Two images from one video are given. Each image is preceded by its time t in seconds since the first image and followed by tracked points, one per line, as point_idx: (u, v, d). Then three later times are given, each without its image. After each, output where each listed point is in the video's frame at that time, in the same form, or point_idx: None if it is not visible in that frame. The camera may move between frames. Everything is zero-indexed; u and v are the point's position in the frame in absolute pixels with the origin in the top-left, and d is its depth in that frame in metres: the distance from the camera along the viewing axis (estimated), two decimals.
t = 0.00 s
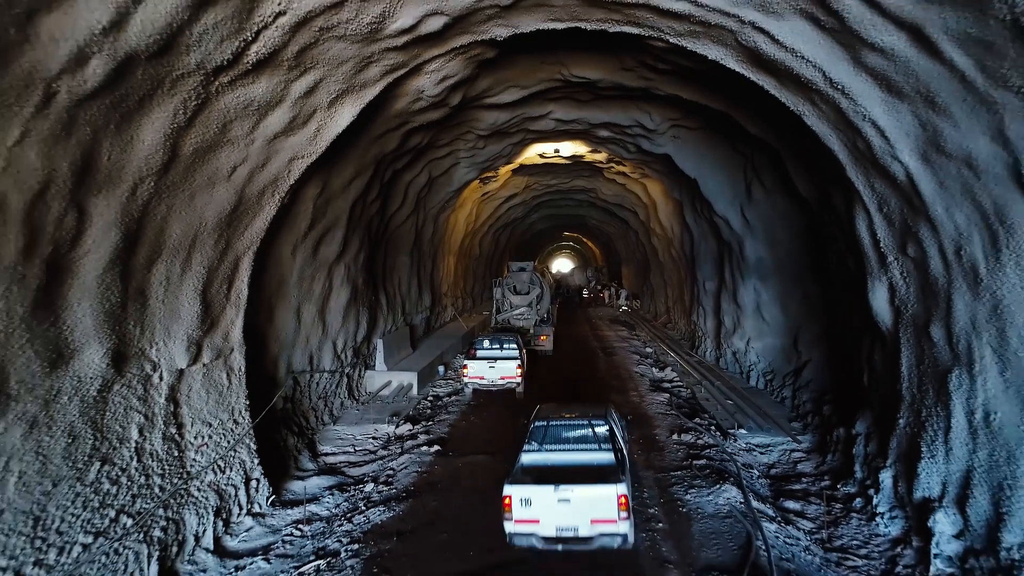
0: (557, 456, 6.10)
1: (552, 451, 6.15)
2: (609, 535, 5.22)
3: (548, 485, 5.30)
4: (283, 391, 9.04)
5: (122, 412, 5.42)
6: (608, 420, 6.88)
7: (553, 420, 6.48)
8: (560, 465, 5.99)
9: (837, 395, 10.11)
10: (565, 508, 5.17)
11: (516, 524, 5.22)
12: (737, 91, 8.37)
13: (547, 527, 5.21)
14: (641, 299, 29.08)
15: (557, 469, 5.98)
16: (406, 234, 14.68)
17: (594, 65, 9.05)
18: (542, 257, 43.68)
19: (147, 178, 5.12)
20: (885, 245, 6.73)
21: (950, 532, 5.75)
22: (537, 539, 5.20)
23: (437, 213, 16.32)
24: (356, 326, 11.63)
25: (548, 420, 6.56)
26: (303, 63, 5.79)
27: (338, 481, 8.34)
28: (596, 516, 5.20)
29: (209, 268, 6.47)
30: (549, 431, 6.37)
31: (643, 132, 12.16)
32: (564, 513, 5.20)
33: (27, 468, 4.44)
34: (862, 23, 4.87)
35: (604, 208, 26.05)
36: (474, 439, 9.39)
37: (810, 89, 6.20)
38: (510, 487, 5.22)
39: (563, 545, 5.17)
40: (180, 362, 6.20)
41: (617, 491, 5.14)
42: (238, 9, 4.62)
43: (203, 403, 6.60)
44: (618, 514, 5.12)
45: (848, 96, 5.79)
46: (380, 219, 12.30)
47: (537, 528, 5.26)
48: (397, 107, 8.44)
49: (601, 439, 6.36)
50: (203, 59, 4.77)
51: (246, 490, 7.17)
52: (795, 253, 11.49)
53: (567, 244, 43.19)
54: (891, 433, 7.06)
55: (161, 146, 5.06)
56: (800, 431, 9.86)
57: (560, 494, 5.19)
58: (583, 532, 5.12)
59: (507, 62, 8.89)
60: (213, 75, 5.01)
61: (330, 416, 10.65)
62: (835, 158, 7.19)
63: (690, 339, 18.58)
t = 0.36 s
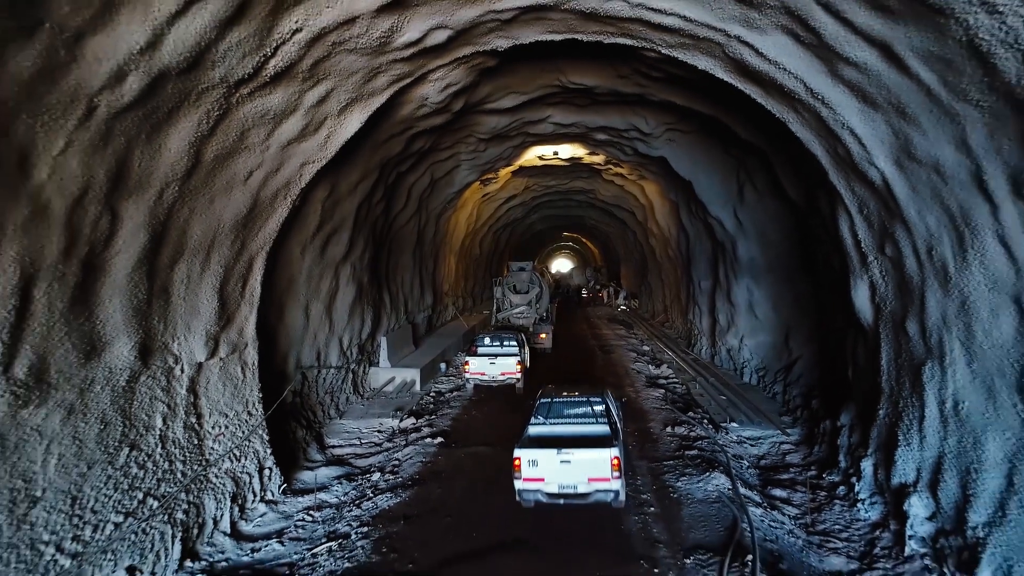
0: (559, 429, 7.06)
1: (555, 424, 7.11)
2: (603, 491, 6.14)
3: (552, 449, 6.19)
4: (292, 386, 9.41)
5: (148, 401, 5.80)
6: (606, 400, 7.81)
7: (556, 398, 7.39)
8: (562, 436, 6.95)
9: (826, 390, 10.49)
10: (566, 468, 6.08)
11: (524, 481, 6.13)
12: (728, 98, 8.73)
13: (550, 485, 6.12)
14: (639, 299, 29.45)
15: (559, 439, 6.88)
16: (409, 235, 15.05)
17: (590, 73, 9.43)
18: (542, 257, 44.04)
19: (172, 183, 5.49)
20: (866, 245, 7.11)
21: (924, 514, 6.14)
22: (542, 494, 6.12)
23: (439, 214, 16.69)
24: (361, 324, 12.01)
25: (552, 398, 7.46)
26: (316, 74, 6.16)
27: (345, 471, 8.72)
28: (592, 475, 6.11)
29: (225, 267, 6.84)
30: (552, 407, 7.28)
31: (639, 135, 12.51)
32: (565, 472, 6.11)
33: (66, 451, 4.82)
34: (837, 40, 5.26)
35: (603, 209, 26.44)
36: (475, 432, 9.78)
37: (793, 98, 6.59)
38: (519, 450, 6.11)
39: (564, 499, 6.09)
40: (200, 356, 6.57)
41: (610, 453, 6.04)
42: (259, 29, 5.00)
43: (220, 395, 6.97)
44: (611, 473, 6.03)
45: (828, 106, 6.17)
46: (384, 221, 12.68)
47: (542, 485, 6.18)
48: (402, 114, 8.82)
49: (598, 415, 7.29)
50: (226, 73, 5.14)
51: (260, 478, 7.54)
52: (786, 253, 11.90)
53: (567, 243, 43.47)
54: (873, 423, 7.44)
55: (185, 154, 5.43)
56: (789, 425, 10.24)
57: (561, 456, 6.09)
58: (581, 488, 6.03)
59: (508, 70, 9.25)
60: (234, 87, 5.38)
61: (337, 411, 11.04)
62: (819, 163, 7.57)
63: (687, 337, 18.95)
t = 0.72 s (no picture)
0: (560, 408, 7.70)
1: (556, 404, 7.77)
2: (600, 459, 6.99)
3: (555, 423, 7.02)
4: (301, 380, 9.79)
5: (171, 392, 6.18)
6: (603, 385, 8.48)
7: (558, 381, 8.09)
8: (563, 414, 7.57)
9: (815, 385, 10.87)
10: (567, 440, 6.92)
11: (530, 452, 6.97)
12: (720, 105, 9.10)
13: (553, 454, 6.96)
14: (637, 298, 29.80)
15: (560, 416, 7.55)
16: (411, 235, 15.42)
17: (587, 80, 9.81)
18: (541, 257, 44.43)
19: (194, 187, 5.87)
20: (849, 246, 7.48)
21: (900, 499, 6.51)
22: (546, 462, 6.96)
23: (440, 215, 17.06)
24: (366, 321, 12.39)
25: (554, 380, 8.17)
26: (328, 85, 6.54)
27: (353, 462, 9.10)
28: (590, 446, 6.95)
29: (240, 267, 7.22)
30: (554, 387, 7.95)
31: (635, 139, 12.88)
32: (566, 443, 6.96)
33: (99, 437, 5.19)
34: (816, 53, 5.64)
35: (601, 210, 26.83)
36: (477, 425, 10.17)
37: (779, 106, 6.97)
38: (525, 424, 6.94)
39: (566, 467, 6.94)
40: (217, 350, 6.94)
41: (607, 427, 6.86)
42: (277, 44, 5.37)
43: (235, 388, 7.35)
44: (607, 444, 6.87)
45: (810, 114, 6.55)
46: (388, 222, 13.06)
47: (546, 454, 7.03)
48: (407, 120, 9.20)
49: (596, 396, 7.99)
50: (246, 86, 5.52)
51: (272, 468, 7.92)
52: (778, 253, 12.29)
53: (566, 244, 43.88)
54: (856, 415, 7.82)
55: (206, 160, 5.81)
56: (780, 419, 10.61)
57: (563, 429, 6.93)
58: (580, 458, 6.88)
59: (508, 77, 9.60)
60: (252, 98, 5.76)
61: (342, 405, 11.41)
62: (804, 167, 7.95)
63: (683, 336, 19.33)
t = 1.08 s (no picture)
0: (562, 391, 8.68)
1: (559, 388, 8.75)
2: (597, 436, 8.03)
3: (557, 405, 8.02)
4: (309, 376, 10.15)
5: (190, 384, 6.54)
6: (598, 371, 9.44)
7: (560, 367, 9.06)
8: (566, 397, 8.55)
9: (805, 381, 11.24)
10: (569, 420, 7.92)
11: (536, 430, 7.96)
12: (712, 111, 9.46)
13: (556, 432, 7.97)
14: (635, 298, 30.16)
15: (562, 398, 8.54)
16: (414, 235, 15.77)
17: (584, 87, 10.18)
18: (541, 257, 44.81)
19: (212, 191, 6.23)
20: (833, 246, 7.85)
21: (880, 485, 6.88)
22: (549, 439, 7.98)
23: (442, 216, 17.42)
24: (370, 319, 12.76)
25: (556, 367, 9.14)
26: (338, 94, 6.91)
27: (359, 454, 9.46)
28: (589, 425, 7.97)
29: (254, 266, 7.59)
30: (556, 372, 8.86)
31: (632, 142, 13.24)
32: (568, 423, 7.96)
33: (126, 424, 5.55)
34: (798, 65, 6.02)
35: (600, 210, 27.21)
36: (479, 418, 10.54)
37: (765, 114, 7.35)
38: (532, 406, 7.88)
39: (567, 443, 7.96)
40: (232, 345, 7.31)
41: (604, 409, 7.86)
42: (293, 58, 5.74)
43: (249, 381, 7.71)
44: (604, 424, 7.89)
45: (795, 121, 6.92)
46: (391, 222, 13.43)
47: (550, 432, 8.05)
48: (411, 125, 9.57)
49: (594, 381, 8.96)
50: (263, 96, 5.88)
51: (283, 458, 8.28)
52: (770, 253, 12.66)
53: (566, 244, 44.26)
54: (841, 408, 8.19)
55: (224, 166, 6.17)
56: (771, 413, 10.98)
57: (566, 411, 7.91)
58: (580, 435, 7.90)
59: (508, 83, 9.95)
60: (268, 107, 6.11)
61: (348, 401, 11.77)
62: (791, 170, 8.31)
63: (680, 334, 19.70)
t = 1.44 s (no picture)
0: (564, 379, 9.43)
1: (561, 376, 9.50)
2: (595, 419, 8.76)
3: (559, 391, 8.77)
4: (316, 371, 10.49)
5: (208, 377, 6.90)
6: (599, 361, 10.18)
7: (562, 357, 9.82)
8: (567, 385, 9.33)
9: (796, 376, 11.61)
10: (570, 405, 8.67)
11: (539, 414, 8.71)
12: (705, 116, 9.81)
13: (558, 416, 8.73)
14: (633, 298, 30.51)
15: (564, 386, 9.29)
16: (416, 236, 16.12)
17: (582, 93, 10.54)
18: (540, 258, 45.19)
19: (228, 195, 6.58)
20: (820, 246, 8.21)
21: (863, 474, 7.23)
22: (552, 422, 8.74)
23: (443, 216, 17.77)
24: (374, 317, 13.11)
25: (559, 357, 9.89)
26: (347, 102, 7.27)
27: (365, 447, 9.81)
28: (588, 410, 8.69)
29: (265, 266, 7.94)
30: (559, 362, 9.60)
31: (629, 145, 13.59)
32: (568, 407, 8.71)
33: (150, 415, 5.90)
34: (782, 76, 6.37)
35: (598, 211, 27.57)
36: (480, 413, 10.89)
37: (754, 120, 7.70)
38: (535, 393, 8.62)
39: (568, 426, 8.71)
40: (246, 341, 7.67)
41: (601, 395, 8.59)
42: (306, 69, 6.09)
43: (261, 376, 8.07)
44: (601, 408, 8.61)
45: (781, 127, 7.28)
46: (394, 223, 13.78)
47: (552, 415, 8.80)
48: (415, 130, 9.94)
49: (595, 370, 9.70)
50: (277, 104, 6.23)
51: (293, 450, 8.64)
52: (763, 253, 13.02)
53: (565, 244, 44.65)
54: (827, 401, 8.55)
55: (239, 171, 6.52)
56: (763, 408, 11.34)
57: (566, 397, 8.65)
58: (580, 419, 8.63)
59: (509, 89, 10.29)
60: (281, 115, 6.47)
61: (353, 396, 12.11)
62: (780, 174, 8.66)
63: (677, 333, 20.07)
